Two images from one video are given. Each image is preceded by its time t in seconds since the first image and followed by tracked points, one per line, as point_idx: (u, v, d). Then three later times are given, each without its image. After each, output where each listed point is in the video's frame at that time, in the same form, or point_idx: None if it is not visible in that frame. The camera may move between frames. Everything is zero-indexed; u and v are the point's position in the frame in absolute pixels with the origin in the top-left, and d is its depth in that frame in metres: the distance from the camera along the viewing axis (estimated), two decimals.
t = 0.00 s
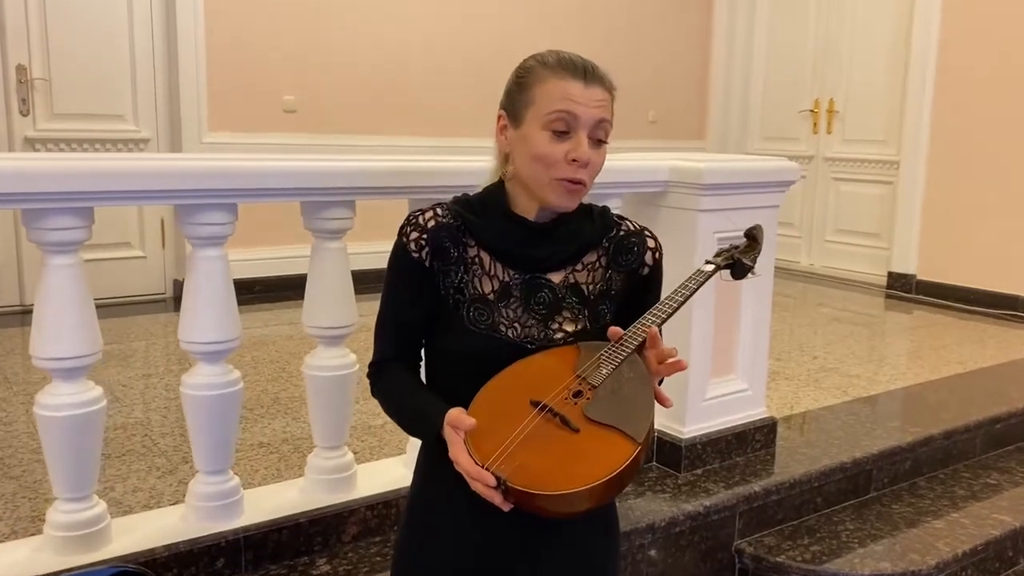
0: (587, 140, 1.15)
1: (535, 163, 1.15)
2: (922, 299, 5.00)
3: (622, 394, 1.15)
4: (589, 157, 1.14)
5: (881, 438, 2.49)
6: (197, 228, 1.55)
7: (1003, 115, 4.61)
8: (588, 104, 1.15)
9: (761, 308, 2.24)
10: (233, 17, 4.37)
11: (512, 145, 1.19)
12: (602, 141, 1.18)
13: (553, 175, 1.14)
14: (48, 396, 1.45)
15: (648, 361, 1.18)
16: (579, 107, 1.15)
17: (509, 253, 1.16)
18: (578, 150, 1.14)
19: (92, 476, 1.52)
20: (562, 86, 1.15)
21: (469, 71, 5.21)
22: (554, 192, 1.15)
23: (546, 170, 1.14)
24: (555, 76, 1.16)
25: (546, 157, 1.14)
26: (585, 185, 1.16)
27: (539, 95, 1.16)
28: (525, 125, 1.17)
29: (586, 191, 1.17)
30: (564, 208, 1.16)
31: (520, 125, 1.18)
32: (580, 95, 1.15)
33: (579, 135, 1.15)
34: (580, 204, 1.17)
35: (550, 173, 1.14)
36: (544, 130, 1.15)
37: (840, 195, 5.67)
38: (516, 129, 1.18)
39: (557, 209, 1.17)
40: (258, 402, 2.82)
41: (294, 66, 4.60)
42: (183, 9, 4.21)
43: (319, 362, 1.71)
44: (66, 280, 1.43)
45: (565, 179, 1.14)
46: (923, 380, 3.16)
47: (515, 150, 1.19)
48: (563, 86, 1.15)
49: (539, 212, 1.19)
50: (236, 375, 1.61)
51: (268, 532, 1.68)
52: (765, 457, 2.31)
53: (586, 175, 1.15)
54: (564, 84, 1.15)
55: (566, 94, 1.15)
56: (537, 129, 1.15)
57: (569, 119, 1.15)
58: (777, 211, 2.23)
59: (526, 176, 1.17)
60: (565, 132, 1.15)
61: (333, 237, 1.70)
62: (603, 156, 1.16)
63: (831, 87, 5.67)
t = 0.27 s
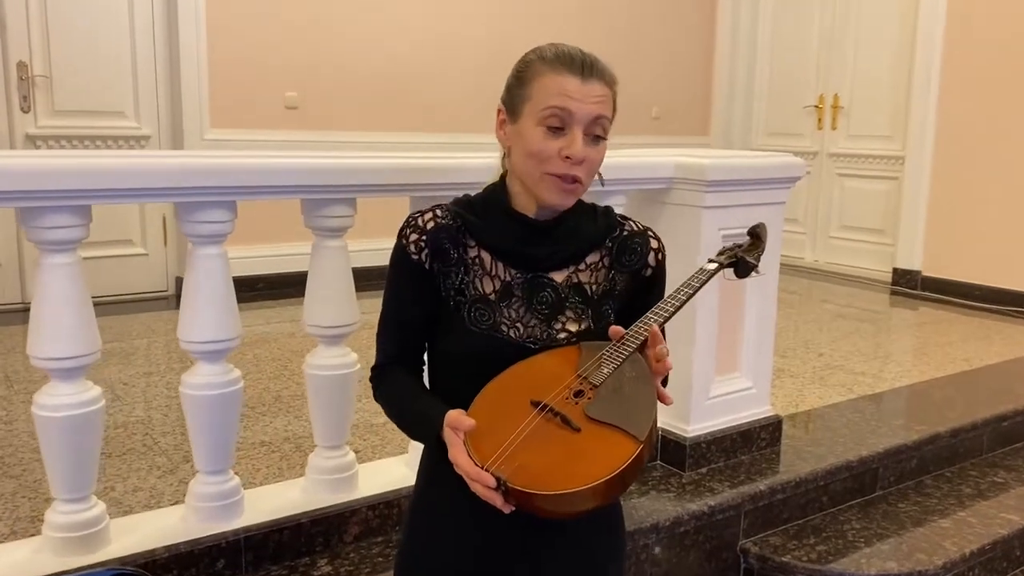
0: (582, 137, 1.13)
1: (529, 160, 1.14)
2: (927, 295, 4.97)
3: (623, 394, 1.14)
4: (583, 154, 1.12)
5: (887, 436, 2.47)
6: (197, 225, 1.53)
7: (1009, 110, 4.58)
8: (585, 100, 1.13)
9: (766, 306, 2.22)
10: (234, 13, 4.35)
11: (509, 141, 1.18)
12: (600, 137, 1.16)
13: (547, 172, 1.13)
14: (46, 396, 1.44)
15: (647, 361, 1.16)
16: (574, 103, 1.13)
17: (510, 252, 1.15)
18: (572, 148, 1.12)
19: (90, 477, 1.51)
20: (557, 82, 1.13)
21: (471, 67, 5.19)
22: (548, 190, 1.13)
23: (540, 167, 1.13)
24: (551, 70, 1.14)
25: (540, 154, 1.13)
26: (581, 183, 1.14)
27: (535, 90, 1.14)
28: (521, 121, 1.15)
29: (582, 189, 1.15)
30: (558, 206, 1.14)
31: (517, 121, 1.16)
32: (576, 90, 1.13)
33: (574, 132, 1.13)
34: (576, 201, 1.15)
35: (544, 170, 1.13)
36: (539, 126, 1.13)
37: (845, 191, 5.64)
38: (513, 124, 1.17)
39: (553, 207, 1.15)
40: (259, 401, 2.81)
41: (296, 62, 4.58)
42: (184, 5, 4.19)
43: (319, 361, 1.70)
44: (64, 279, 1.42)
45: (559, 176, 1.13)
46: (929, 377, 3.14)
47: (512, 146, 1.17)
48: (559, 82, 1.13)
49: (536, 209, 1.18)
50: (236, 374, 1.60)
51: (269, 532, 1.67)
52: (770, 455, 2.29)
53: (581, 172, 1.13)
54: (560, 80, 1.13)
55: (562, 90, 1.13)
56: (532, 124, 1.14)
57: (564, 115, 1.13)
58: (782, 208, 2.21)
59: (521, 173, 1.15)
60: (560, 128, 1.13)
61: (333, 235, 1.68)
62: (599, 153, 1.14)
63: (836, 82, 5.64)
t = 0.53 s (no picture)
0: (582, 141, 1.10)
1: (527, 163, 1.12)
2: (932, 293, 4.94)
3: (620, 396, 1.12)
4: (582, 159, 1.10)
5: (892, 435, 2.45)
6: (194, 224, 1.52)
7: (1015, 106, 4.55)
8: (586, 102, 1.10)
9: (770, 305, 2.21)
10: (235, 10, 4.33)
11: (510, 141, 1.16)
12: (602, 140, 1.14)
13: (545, 176, 1.11)
14: (43, 397, 1.42)
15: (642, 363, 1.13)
16: (575, 106, 1.10)
17: (510, 252, 1.13)
18: (571, 152, 1.10)
19: (88, 478, 1.49)
20: (558, 84, 1.11)
21: (473, 63, 5.17)
22: (546, 193, 1.11)
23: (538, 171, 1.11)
24: (553, 71, 1.11)
25: (538, 158, 1.11)
26: (581, 187, 1.12)
27: (536, 91, 1.12)
28: (522, 122, 1.13)
29: (583, 192, 1.13)
30: (557, 210, 1.12)
31: (518, 122, 1.14)
32: (577, 93, 1.10)
33: (574, 135, 1.10)
34: (575, 206, 1.13)
35: (543, 173, 1.11)
36: (538, 128, 1.11)
37: (850, 188, 5.61)
38: (514, 124, 1.15)
39: (552, 211, 1.13)
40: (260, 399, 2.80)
41: (297, 59, 4.56)
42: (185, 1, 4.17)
43: (319, 360, 1.68)
44: (61, 278, 1.40)
45: (558, 180, 1.11)
46: (934, 376, 3.11)
47: (513, 147, 1.15)
48: (560, 85, 1.10)
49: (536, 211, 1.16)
50: (234, 374, 1.58)
51: (269, 534, 1.65)
52: (774, 455, 2.27)
53: (580, 177, 1.11)
54: (561, 82, 1.10)
55: (563, 94, 1.10)
56: (532, 126, 1.12)
57: (564, 118, 1.10)
58: (786, 206, 2.19)
59: (520, 175, 1.13)
60: (560, 132, 1.11)
61: (333, 234, 1.66)
62: (599, 157, 1.11)
63: (841, 78, 5.61)
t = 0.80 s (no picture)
0: (582, 137, 1.09)
1: (527, 160, 1.11)
2: (936, 290, 4.92)
3: (618, 400, 1.09)
4: (582, 156, 1.08)
5: (895, 434, 2.43)
6: (190, 222, 1.50)
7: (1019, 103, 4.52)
8: (585, 97, 1.09)
9: (773, 304, 2.19)
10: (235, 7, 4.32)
11: (510, 139, 1.15)
12: (603, 136, 1.12)
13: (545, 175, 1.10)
14: (37, 397, 1.41)
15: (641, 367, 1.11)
16: (574, 102, 1.09)
17: (510, 252, 1.13)
18: (570, 149, 1.08)
19: (84, 479, 1.48)
20: (557, 79, 1.09)
21: (475, 59, 5.15)
22: (547, 191, 1.10)
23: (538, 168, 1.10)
24: (550, 66, 1.10)
25: (537, 155, 1.10)
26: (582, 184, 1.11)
27: (534, 87, 1.11)
28: (521, 118, 1.12)
29: (584, 189, 1.12)
30: (558, 208, 1.11)
31: (518, 119, 1.13)
32: (576, 88, 1.09)
33: (573, 131, 1.09)
34: (577, 202, 1.12)
35: (543, 171, 1.10)
36: (537, 124, 1.10)
37: (853, 185, 5.59)
38: (513, 121, 1.14)
39: (554, 210, 1.12)
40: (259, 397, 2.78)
41: (298, 55, 4.55)
42: None
43: (317, 360, 1.67)
44: (55, 278, 1.39)
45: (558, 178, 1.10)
46: (938, 374, 3.09)
47: (513, 144, 1.14)
48: (558, 79, 1.09)
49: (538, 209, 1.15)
50: (231, 374, 1.57)
51: (265, 534, 1.64)
52: (776, 454, 2.25)
53: (580, 173, 1.10)
54: (559, 77, 1.09)
55: (560, 88, 1.09)
56: (531, 123, 1.11)
57: (563, 114, 1.09)
58: (789, 203, 2.17)
59: (521, 173, 1.12)
60: (559, 128, 1.10)
61: (331, 231, 1.65)
62: (600, 153, 1.10)
63: (844, 75, 5.58)
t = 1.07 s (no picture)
0: (578, 133, 1.07)
1: (525, 157, 1.11)
2: (938, 289, 4.90)
3: (612, 404, 1.07)
4: (577, 153, 1.07)
5: (898, 434, 2.41)
6: (185, 218, 1.49)
7: None
8: (581, 93, 1.08)
9: (776, 303, 2.17)
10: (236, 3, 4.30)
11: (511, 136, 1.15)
12: (603, 132, 1.10)
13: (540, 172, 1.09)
14: (31, 395, 1.39)
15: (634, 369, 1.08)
16: (569, 97, 1.07)
17: (510, 254, 1.12)
18: (565, 145, 1.07)
19: (79, 477, 1.47)
20: (553, 74, 1.08)
21: (476, 56, 5.13)
22: (543, 188, 1.09)
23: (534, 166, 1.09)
24: (548, 61, 1.09)
25: (534, 152, 1.10)
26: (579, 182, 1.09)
27: (532, 83, 1.10)
28: (519, 115, 1.11)
29: (583, 187, 1.11)
30: (556, 207, 1.10)
31: (517, 115, 1.12)
32: (572, 83, 1.08)
33: (569, 127, 1.08)
34: (576, 200, 1.11)
35: (540, 168, 1.10)
36: (534, 121, 1.09)
37: (856, 183, 5.56)
38: (513, 118, 1.13)
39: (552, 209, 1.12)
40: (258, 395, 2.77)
41: (298, 51, 4.53)
42: None
43: (314, 358, 1.65)
44: (48, 275, 1.37)
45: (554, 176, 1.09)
46: (941, 374, 3.08)
47: (513, 141, 1.14)
48: (553, 75, 1.08)
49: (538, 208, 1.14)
50: (227, 372, 1.55)
51: (262, 533, 1.63)
52: (778, 454, 2.24)
53: (577, 171, 1.09)
54: (555, 72, 1.08)
55: (556, 84, 1.08)
56: (528, 119, 1.10)
57: (559, 110, 1.08)
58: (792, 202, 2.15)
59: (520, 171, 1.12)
60: (555, 124, 1.09)
61: (329, 229, 1.63)
62: (597, 150, 1.08)
63: (848, 72, 5.56)
